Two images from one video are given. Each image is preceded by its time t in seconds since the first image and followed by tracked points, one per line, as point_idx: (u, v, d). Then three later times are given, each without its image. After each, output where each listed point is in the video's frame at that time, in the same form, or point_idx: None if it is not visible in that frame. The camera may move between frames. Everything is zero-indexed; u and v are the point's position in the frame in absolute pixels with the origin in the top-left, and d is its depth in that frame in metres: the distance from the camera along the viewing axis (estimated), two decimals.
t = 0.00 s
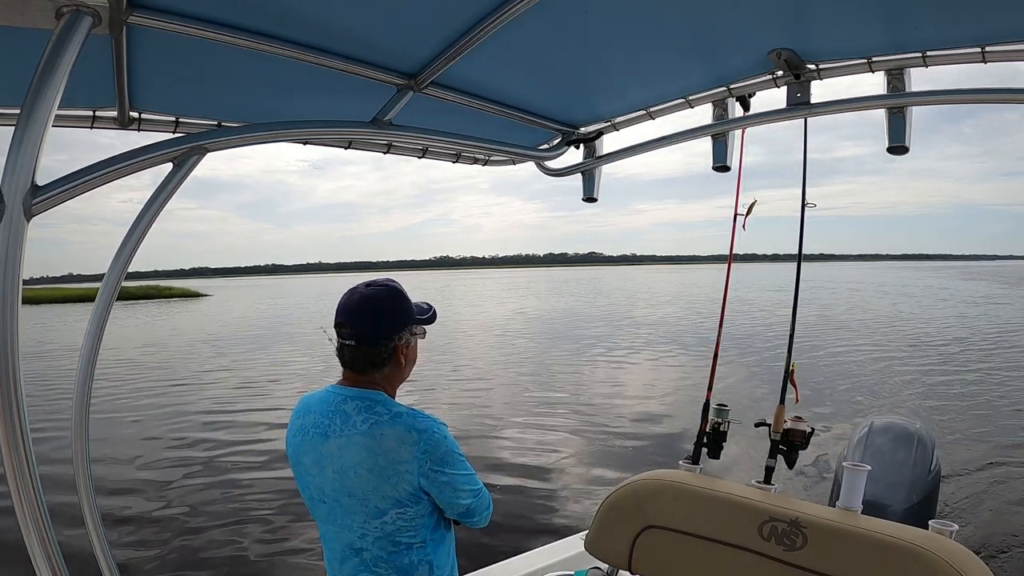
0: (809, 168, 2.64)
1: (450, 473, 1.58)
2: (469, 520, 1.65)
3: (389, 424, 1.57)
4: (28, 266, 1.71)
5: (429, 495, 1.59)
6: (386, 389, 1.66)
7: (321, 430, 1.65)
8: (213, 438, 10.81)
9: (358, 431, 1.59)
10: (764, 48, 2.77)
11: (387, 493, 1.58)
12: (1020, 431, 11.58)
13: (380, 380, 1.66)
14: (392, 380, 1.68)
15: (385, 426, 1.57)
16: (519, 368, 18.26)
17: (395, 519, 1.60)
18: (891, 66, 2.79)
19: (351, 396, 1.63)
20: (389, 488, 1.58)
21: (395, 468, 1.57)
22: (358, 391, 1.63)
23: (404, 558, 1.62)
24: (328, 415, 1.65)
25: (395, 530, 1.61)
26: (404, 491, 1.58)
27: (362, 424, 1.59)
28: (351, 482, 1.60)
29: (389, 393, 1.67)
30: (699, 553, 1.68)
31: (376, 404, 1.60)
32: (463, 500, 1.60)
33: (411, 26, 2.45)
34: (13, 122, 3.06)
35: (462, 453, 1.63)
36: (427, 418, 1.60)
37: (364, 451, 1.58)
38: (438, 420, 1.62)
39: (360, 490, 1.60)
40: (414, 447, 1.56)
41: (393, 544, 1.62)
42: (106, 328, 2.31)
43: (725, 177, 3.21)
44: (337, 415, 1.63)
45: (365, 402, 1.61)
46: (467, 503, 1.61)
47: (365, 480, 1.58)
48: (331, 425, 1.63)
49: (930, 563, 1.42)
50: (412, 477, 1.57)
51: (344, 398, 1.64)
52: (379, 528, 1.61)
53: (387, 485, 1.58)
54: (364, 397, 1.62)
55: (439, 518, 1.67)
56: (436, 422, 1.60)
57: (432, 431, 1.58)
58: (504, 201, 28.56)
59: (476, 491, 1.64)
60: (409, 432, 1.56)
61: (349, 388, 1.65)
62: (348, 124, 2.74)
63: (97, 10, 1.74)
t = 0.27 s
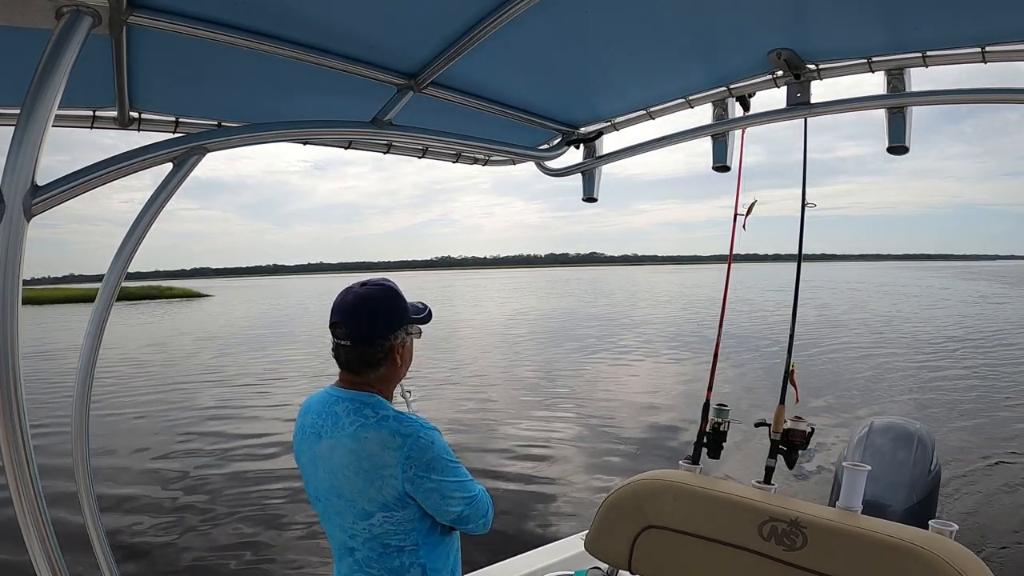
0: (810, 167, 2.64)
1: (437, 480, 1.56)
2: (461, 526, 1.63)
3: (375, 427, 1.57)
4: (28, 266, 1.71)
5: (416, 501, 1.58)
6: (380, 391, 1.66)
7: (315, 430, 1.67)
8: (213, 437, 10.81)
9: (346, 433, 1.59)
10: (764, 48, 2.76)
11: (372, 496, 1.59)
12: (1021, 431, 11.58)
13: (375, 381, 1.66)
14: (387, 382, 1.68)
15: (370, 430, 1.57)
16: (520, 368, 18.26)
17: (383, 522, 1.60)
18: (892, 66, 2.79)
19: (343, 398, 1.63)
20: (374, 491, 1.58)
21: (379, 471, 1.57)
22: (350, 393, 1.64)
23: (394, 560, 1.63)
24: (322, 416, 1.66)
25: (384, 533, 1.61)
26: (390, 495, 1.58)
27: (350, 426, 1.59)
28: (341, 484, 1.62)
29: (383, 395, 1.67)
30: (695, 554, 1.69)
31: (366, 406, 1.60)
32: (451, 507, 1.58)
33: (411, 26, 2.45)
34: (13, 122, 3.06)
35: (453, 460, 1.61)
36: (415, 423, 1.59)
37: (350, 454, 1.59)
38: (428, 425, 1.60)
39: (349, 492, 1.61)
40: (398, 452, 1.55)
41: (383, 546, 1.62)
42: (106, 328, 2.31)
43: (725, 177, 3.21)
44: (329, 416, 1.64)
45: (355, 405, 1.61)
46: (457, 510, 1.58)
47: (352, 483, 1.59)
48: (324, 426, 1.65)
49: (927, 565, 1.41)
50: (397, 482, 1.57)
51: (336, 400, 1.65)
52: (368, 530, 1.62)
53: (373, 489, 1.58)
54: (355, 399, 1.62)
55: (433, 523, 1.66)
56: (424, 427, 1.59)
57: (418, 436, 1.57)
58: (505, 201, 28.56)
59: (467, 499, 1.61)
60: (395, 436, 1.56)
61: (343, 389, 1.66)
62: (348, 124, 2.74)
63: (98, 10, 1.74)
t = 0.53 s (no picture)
0: (810, 168, 2.64)
1: (430, 482, 1.56)
2: (456, 530, 1.62)
3: (368, 428, 1.57)
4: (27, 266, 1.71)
5: (409, 502, 1.58)
6: (378, 391, 1.66)
7: (313, 428, 1.68)
8: (214, 437, 10.82)
9: (341, 432, 1.60)
10: (764, 48, 2.76)
11: (365, 497, 1.59)
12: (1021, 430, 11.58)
13: (374, 382, 1.66)
14: (386, 382, 1.68)
15: (364, 430, 1.57)
16: (521, 368, 18.27)
17: (375, 523, 1.60)
18: (891, 66, 2.79)
19: (340, 398, 1.64)
20: (367, 491, 1.58)
21: (372, 471, 1.57)
22: (347, 393, 1.64)
23: (389, 561, 1.63)
24: (319, 415, 1.67)
25: (377, 533, 1.61)
26: (383, 496, 1.58)
27: (345, 426, 1.59)
28: (336, 483, 1.62)
29: (381, 394, 1.67)
30: (693, 554, 1.69)
31: (361, 406, 1.60)
32: (444, 510, 1.57)
33: (411, 26, 2.45)
34: (13, 122, 3.06)
35: (448, 462, 1.60)
36: (409, 423, 1.58)
37: (343, 453, 1.59)
38: (422, 427, 1.60)
39: (344, 491, 1.61)
40: (390, 453, 1.55)
41: (377, 547, 1.62)
42: (106, 328, 2.31)
43: (725, 176, 3.21)
44: (326, 416, 1.65)
45: (351, 404, 1.61)
46: (451, 514, 1.58)
47: (346, 482, 1.60)
48: (321, 425, 1.66)
49: (925, 567, 1.41)
50: (389, 484, 1.57)
51: (334, 400, 1.65)
52: (362, 530, 1.62)
53: (366, 489, 1.58)
54: (351, 399, 1.62)
55: (429, 526, 1.65)
56: (418, 427, 1.58)
57: (412, 437, 1.56)
58: (506, 201, 28.58)
59: (462, 503, 1.60)
60: (387, 437, 1.56)
61: (342, 389, 1.66)
62: (348, 124, 2.74)
63: (97, 10, 1.74)
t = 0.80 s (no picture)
0: (810, 168, 2.64)
1: (425, 485, 1.56)
2: (452, 533, 1.62)
3: (364, 430, 1.57)
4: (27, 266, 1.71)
5: (405, 505, 1.58)
6: (373, 392, 1.66)
7: (308, 431, 1.68)
8: (214, 436, 10.82)
9: (336, 435, 1.60)
10: (764, 48, 2.76)
11: (360, 500, 1.59)
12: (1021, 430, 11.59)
13: (368, 383, 1.66)
14: (380, 383, 1.68)
15: (359, 432, 1.57)
16: (521, 367, 18.28)
17: (371, 526, 1.60)
18: (892, 66, 2.79)
19: (335, 400, 1.64)
20: (363, 494, 1.58)
21: (367, 475, 1.57)
22: (342, 395, 1.64)
23: (385, 563, 1.63)
24: (315, 417, 1.67)
25: (373, 536, 1.61)
26: (379, 499, 1.58)
27: (340, 429, 1.59)
28: (331, 486, 1.62)
29: (376, 395, 1.67)
30: (691, 555, 1.69)
31: (356, 408, 1.60)
32: (440, 513, 1.57)
33: (410, 26, 2.45)
34: (13, 122, 3.06)
35: (443, 465, 1.60)
36: (404, 426, 1.58)
37: (339, 455, 1.59)
38: (419, 430, 1.60)
39: (339, 494, 1.61)
40: (386, 456, 1.55)
41: (373, 549, 1.62)
42: (106, 329, 2.31)
43: (725, 177, 3.21)
44: (321, 418, 1.65)
45: (346, 407, 1.61)
46: (446, 517, 1.58)
47: (341, 485, 1.60)
48: (317, 427, 1.66)
49: (923, 567, 1.41)
50: (385, 487, 1.57)
51: (329, 402, 1.66)
52: (357, 533, 1.62)
53: (362, 492, 1.58)
54: (346, 401, 1.62)
55: (425, 530, 1.65)
56: (414, 430, 1.58)
57: (407, 440, 1.56)
58: (507, 201, 28.60)
59: (457, 506, 1.60)
60: (383, 440, 1.56)
61: (336, 391, 1.66)
62: (348, 124, 2.73)
63: (98, 10, 1.75)
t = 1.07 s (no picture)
0: (810, 169, 2.64)
1: (427, 484, 1.56)
2: (452, 533, 1.63)
3: (365, 429, 1.57)
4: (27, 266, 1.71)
5: (406, 505, 1.58)
6: (371, 391, 1.66)
7: (307, 429, 1.68)
8: (215, 436, 10.84)
9: (337, 434, 1.60)
10: (764, 48, 2.76)
11: (361, 499, 1.58)
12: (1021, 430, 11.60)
13: (365, 382, 1.66)
14: (378, 383, 1.68)
15: (360, 431, 1.57)
16: (522, 368, 18.30)
17: (371, 526, 1.60)
18: (891, 66, 2.79)
19: (334, 400, 1.64)
20: (363, 493, 1.58)
21: (368, 474, 1.56)
22: (343, 394, 1.64)
23: (384, 564, 1.62)
24: (314, 416, 1.67)
25: (373, 537, 1.61)
26: (380, 498, 1.58)
27: (341, 428, 1.60)
28: (331, 485, 1.62)
29: (374, 395, 1.67)
30: (693, 555, 1.69)
31: (357, 407, 1.61)
32: (440, 513, 1.58)
33: (410, 25, 2.44)
34: (13, 122, 3.06)
35: (443, 464, 1.60)
36: (406, 425, 1.58)
37: (339, 454, 1.59)
38: (419, 429, 1.60)
39: (339, 494, 1.61)
40: (388, 454, 1.55)
41: (373, 550, 1.62)
42: (106, 329, 2.31)
43: (725, 176, 3.21)
44: (320, 417, 1.65)
45: (347, 405, 1.61)
46: (447, 517, 1.58)
47: (341, 485, 1.60)
48: (316, 426, 1.66)
49: (923, 566, 1.41)
50: (386, 486, 1.57)
51: (329, 400, 1.65)
52: (357, 534, 1.62)
53: (363, 492, 1.58)
54: (346, 400, 1.62)
55: (424, 530, 1.65)
56: (415, 429, 1.59)
57: (409, 439, 1.56)
58: (508, 201, 28.64)
59: (457, 506, 1.60)
60: (384, 438, 1.56)
61: (335, 390, 1.66)
62: (347, 125, 2.73)
63: (97, 10, 1.75)
